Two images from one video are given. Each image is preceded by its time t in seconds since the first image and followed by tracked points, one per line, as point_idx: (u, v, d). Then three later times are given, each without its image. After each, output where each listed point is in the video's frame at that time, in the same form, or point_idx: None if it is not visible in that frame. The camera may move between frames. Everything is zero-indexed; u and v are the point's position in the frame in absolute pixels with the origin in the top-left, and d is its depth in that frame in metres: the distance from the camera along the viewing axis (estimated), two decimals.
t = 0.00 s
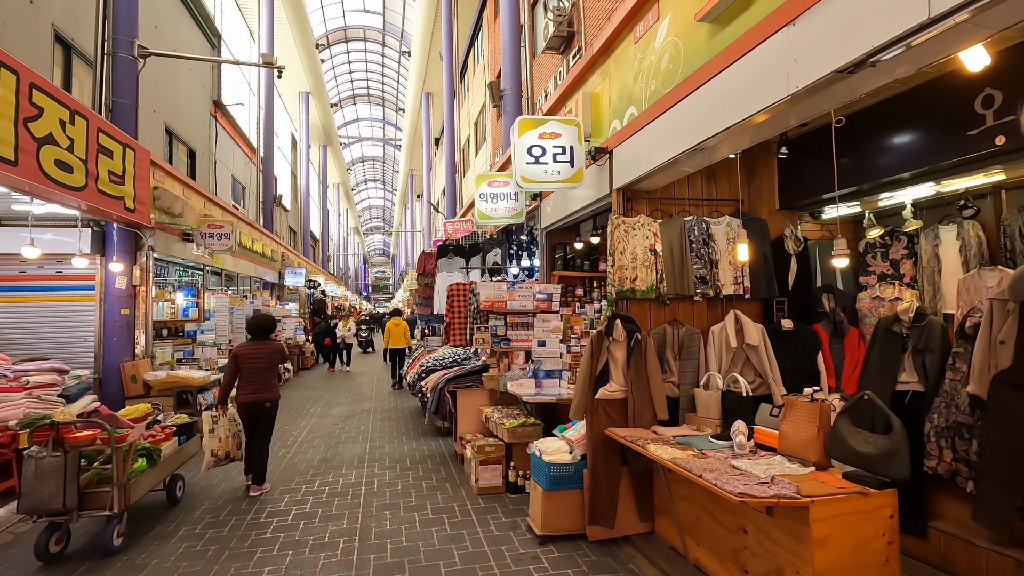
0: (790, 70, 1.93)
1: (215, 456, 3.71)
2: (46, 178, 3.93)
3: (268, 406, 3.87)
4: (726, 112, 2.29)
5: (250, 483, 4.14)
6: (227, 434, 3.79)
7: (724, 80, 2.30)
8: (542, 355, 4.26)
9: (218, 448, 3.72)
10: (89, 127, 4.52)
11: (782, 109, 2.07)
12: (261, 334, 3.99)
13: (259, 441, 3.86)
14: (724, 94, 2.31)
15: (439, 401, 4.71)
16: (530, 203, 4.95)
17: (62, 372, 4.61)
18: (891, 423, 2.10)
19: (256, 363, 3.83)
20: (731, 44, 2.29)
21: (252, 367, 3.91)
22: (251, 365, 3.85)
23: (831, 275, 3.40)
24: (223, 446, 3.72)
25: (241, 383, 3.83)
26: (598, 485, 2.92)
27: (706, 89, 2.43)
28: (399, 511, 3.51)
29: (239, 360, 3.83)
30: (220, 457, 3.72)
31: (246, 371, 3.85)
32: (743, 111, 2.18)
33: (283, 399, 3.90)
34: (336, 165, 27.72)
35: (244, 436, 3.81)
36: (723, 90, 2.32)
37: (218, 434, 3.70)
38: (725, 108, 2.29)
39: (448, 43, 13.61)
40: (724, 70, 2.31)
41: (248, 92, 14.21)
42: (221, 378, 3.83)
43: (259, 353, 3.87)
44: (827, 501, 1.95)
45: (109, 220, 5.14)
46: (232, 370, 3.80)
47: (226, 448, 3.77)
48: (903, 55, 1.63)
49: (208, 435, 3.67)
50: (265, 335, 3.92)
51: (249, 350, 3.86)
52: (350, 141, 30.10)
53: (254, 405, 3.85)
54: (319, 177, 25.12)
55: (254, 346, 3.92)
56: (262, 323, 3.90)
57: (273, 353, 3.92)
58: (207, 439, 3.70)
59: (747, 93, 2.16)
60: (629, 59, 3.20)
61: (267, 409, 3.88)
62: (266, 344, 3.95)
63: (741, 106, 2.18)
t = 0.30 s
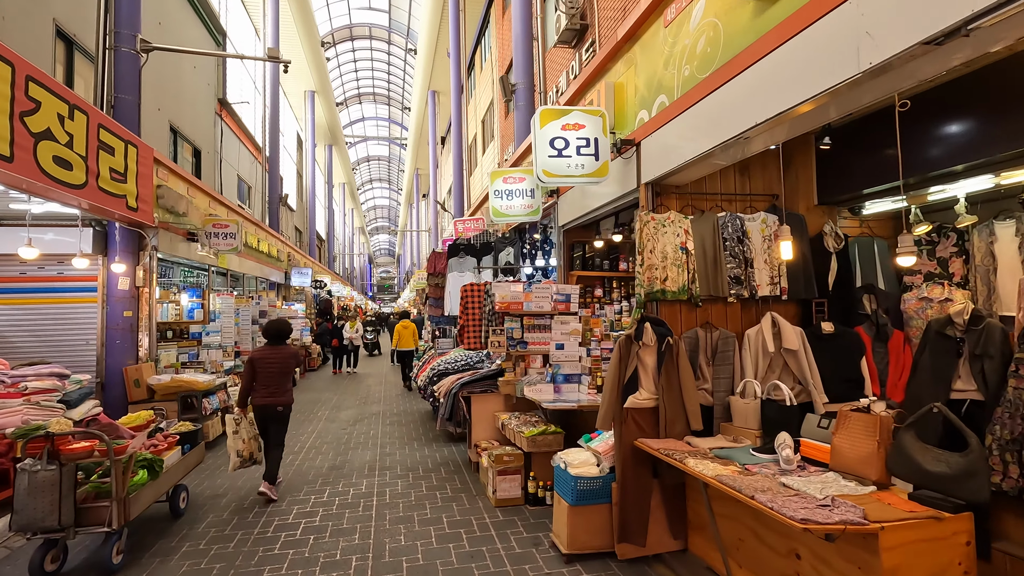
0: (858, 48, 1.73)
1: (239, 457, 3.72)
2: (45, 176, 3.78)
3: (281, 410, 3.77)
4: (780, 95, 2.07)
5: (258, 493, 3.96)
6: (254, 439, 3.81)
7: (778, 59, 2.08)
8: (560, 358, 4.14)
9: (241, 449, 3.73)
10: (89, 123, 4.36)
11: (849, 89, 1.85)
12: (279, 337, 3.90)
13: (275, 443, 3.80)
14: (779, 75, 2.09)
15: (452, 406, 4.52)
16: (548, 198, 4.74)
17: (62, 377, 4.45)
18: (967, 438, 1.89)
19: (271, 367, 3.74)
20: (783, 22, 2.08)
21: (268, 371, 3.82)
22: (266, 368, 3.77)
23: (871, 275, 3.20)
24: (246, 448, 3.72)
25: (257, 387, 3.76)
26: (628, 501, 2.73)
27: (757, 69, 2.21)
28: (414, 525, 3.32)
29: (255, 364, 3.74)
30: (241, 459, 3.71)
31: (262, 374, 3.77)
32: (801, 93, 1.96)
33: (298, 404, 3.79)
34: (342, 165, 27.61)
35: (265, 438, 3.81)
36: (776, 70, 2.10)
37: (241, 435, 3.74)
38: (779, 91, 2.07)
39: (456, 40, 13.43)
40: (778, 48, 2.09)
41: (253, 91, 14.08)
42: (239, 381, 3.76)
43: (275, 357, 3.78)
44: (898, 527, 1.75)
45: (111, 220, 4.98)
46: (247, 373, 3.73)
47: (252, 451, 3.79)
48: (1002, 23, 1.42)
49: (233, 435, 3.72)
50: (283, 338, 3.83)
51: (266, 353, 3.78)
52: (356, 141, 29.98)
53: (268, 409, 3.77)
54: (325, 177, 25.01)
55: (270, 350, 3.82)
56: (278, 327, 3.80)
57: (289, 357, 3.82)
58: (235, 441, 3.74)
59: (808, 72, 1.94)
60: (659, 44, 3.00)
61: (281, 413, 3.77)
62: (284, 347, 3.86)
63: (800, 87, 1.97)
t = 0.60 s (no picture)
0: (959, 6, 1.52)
1: (259, 445, 4.03)
2: (53, 167, 3.65)
3: (304, 400, 4.03)
4: (857, 65, 1.87)
5: (273, 496, 3.82)
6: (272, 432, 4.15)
7: (854, 26, 1.89)
8: (584, 357, 4.00)
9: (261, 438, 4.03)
10: (98, 114, 4.23)
11: (943, 54, 1.65)
12: (298, 332, 4.20)
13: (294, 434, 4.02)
14: (855, 43, 1.89)
15: (472, 407, 4.33)
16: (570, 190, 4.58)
17: (70, 376, 4.31)
18: None
19: (293, 359, 4.02)
20: None
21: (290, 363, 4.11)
22: (289, 361, 4.04)
23: (923, 267, 3.02)
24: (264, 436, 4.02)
25: (280, 379, 4.03)
26: (669, 507, 2.57)
27: (826, 39, 2.01)
28: (437, 530, 3.17)
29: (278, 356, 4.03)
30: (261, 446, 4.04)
31: (285, 366, 4.05)
32: (885, 61, 1.77)
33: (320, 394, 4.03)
34: (349, 164, 27.55)
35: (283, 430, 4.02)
36: (852, 38, 1.90)
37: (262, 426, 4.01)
38: (856, 60, 1.87)
39: (465, 36, 13.27)
40: (853, 13, 1.89)
41: (261, 89, 14.02)
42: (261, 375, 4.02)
43: (297, 350, 4.06)
44: (991, 543, 1.58)
45: (120, 214, 4.87)
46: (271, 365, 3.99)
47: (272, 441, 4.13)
48: None
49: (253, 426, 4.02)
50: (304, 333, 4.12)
51: (287, 347, 4.06)
52: (363, 140, 29.92)
53: (291, 399, 4.02)
54: (332, 176, 24.94)
55: (292, 342, 4.14)
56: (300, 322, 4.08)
57: (310, 350, 4.11)
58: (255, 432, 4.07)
59: (892, 37, 1.74)
60: (699, 22, 2.82)
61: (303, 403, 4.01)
62: (304, 342, 4.16)
63: (883, 55, 1.77)
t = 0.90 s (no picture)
0: None
1: (284, 445, 4.02)
2: (65, 166, 3.55)
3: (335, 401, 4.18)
4: (928, 49, 1.71)
5: (289, 506, 3.69)
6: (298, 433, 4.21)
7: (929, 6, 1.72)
8: (611, 361, 3.85)
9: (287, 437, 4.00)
10: (109, 111, 4.12)
11: None
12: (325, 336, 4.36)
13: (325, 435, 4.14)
14: (926, 26, 1.73)
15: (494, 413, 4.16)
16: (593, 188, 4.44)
17: (81, 380, 4.19)
18: None
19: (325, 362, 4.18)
20: None
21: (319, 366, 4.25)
22: (321, 364, 4.19)
23: (977, 267, 2.85)
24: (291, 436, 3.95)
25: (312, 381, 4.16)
26: (714, 523, 2.41)
27: (895, 21, 1.85)
28: (462, 544, 3.03)
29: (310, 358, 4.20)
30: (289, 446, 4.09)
31: (317, 369, 4.20)
32: (963, 45, 1.60)
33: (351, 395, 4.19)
34: (357, 166, 27.51)
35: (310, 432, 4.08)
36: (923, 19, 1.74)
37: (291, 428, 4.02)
38: (927, 44, 1.72)
39: (475, 35, 13.15)
40: None
41: (271, 90, 13.97)
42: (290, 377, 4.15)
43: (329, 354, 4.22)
44: None
45: (131, 215, 4.76)
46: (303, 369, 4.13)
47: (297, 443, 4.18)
48: None
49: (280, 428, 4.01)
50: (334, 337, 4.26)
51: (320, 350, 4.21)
52: (370, 141, 29.88)
53: (323, 400, 4.18)
54: (340, 177, 24.90)
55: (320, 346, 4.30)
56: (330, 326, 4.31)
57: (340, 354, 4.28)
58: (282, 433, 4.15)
59: (971, 18, 1.59)
60: (743, 9, 2.67)
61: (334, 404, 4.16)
62: (333, 345, 4.32)
63: (961, 37, 1.60)
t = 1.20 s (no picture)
0: None
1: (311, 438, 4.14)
2: (68, 159, 3.41)
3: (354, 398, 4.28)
4: (984, 31, 1.62)
5: (301, 514, 3.53)
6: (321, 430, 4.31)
7: None
8: (635, 363, 3.69)
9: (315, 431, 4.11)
10: (114, 103, 3.98)
11: None
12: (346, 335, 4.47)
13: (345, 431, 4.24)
14: (980, 7, 1.64)
15: (514, 417, 4.00)
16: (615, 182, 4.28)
17: (85, 383, 4.04)
18: None
19: (345, 359, 4.30)
20: None
21: (339, 364, 4.35)
22: (342, 361, 4.32)
23: None
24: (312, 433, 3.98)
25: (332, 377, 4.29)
26: (761, 538, 2.24)
27: (945, 2, 1.76)
28: (485, 556, 2.86)
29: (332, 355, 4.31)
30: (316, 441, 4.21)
31: (337, 365, 4.33)
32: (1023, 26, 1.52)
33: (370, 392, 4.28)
34: (362, 166, 27.40)
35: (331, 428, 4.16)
36: None
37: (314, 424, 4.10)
38: (982, 25, 1.62)
39: (484, 33, 13.01)
40: None
41: (277, 89, 13.86)
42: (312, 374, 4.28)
43: (349, 351, 4.35)
44: None
45: (137, 211, 4.63)
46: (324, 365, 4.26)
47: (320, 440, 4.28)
48: None
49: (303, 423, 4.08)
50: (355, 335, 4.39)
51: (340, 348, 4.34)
52: (376, 141, 29.80)
53: (342, 397, 4.25)
54: (345, 178, 24.81)
55: (342, 346, 4.41)
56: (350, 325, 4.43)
57: (360, 351, 4.40)
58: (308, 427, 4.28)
59: None
60: None
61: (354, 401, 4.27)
62: (354, 343, 4.45)
63: None
